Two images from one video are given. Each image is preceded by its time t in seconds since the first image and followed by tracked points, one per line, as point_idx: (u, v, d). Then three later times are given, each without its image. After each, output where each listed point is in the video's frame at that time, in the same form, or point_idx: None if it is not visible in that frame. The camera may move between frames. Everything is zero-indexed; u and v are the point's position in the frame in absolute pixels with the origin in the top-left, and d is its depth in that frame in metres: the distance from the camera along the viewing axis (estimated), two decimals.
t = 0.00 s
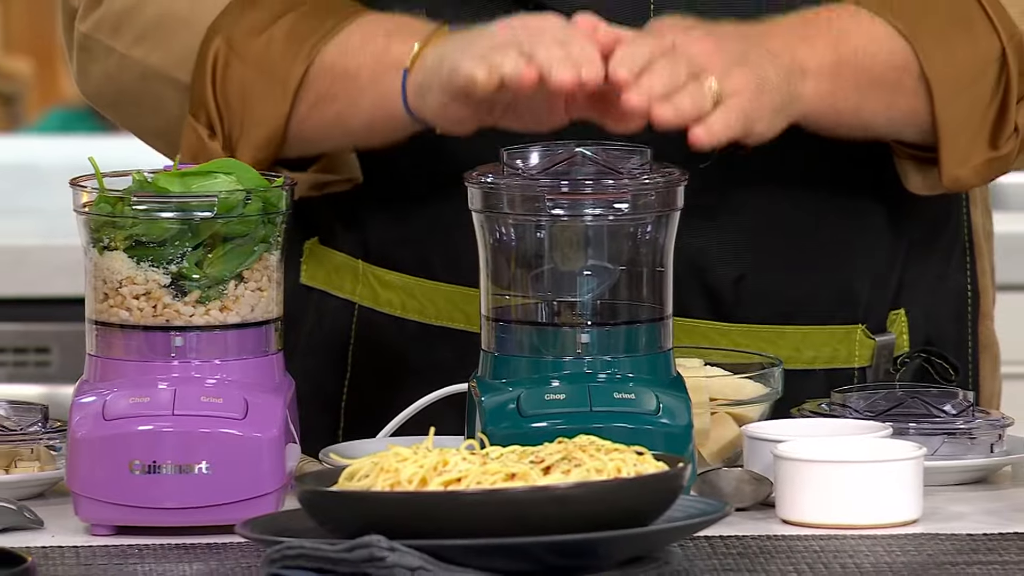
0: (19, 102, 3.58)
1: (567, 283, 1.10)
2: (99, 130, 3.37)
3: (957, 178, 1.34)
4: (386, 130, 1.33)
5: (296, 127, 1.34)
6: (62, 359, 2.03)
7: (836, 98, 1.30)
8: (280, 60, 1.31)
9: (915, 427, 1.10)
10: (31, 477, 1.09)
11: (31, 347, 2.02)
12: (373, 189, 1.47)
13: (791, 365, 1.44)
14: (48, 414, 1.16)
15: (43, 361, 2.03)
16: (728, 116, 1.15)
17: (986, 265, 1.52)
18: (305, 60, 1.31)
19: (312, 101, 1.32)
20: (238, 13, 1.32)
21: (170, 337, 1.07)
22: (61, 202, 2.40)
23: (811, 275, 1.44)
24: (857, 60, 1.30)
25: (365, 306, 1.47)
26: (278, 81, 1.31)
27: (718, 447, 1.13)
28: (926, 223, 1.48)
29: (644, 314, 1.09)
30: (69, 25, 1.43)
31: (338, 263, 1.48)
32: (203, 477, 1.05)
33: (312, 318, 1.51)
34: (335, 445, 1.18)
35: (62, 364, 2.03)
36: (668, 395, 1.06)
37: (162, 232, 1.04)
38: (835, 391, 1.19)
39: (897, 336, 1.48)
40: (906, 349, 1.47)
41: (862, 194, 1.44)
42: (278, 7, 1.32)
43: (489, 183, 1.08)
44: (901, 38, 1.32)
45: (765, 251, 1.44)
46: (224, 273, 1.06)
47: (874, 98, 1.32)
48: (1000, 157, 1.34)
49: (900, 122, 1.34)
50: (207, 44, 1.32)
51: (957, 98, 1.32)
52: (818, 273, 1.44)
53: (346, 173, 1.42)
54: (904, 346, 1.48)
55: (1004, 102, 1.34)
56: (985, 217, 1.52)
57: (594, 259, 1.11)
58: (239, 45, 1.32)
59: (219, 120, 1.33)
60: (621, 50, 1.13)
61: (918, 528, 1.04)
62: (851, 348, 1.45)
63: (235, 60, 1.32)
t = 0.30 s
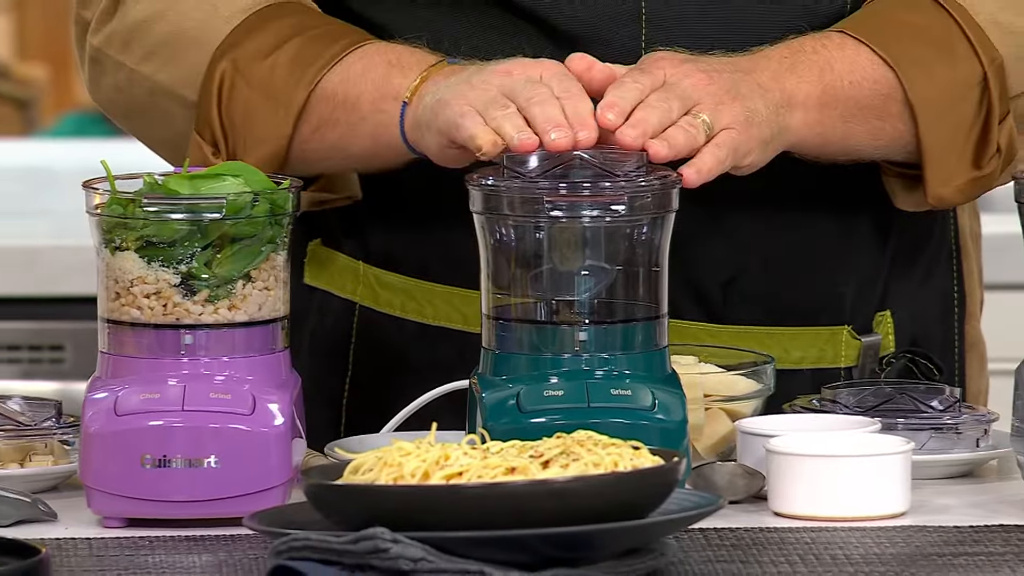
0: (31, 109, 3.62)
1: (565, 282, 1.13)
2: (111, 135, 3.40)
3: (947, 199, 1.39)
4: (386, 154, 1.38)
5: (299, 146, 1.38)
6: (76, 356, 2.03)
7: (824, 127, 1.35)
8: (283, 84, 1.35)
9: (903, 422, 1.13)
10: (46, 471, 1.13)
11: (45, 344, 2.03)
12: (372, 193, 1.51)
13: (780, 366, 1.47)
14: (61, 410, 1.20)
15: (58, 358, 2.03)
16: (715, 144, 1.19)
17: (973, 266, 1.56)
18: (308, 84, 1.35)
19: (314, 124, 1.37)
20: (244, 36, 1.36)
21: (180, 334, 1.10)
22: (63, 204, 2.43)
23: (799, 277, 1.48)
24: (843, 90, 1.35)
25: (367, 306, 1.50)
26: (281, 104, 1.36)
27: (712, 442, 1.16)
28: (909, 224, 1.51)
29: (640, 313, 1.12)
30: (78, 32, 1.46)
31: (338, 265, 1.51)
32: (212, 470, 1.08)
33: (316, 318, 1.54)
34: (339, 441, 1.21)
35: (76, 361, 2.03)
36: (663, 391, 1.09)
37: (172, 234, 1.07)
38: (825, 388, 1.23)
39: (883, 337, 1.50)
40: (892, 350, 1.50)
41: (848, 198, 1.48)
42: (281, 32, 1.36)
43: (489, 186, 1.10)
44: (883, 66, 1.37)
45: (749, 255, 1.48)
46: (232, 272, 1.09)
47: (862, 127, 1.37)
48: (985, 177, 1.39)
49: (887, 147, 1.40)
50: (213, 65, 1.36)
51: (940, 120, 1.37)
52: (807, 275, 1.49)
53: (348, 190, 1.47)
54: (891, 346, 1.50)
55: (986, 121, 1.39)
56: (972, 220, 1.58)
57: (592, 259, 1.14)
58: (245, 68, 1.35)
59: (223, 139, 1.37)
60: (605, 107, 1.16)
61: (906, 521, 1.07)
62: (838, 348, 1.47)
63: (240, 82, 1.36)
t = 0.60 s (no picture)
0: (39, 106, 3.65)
1: (564, 282, 1.17)
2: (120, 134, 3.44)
3: (910, 156, 1.39)
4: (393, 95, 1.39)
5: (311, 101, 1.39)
6: (90, 355, 2.03)
7: (791, 69, 1.34)
8: (296, 32, 1.37)
9: (892, 419, 1.17)
10: (59, 466, 1.17)
11: (59, 342, 2.04)
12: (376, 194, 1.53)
13: (772, 361, 1.52)
14: (75, 406, 1.25)
15: (72, 356, 2.04)
16: (696, 107, 1.22)
17: (961, 264, 1.58)
18: (318, 31, 1.37)
19: (327, 66, 1.38)
20: None
21: (189, 333, 1.13)
22: (67, 203, 2.45)
23: (794, 275, 1.51)
24: (808, 34, 1.34)
25: (371, 304, 1.54)
26: (295, 52, 1.37)
27: (706, 438, 1.20)
28: (899, 226, 1.54)
29: (637, 312, 1.15)
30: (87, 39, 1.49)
31: (346, 263, 1.54)
32: (220, 465, 1.11)
33: (322, 317, 1.57)
34: (345, 436, 1.24)
35: (90, 359, 2.04)
36: (659, 388, 1.12)
37: (181, 235, 1.10)
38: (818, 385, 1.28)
39: (872, 333, 1.54)
40: (882, 346, 1.54)
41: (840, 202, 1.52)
42: None
43: (490, 188, 1.14)
44: (855, 18, 1.36)
45: (744, 256, 1.51)
46: (240, 273, 1.12)
47: (829, 72, 1.36)
48: (949, 138, 1.38)
49: (855, 96, 1.38)
50: (227, 27, 1.39)
51: (907, 76, 1.37)
52: (800, 273, 1.52)
53: (364, 148, 1.47)
54: (879, 342, 1.54)
55: (954, 85, 1.38)
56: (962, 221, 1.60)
57: (589, 259, 1.17)
58: (258, 25, 1.38)
59: (240, 98, 1.38)
60: (600, 75, 1.19)
61: (894, 514, 1.10)
62: (829, 344, 1.52)
63: (254, 38, 1.38)
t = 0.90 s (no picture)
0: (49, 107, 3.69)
1: (563, 282, 1.19)
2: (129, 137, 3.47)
3: (891, 135, 1.42)
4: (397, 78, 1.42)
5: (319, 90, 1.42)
6: (103, 352, 2.06)
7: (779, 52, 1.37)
8: (297, 26, 1.40)
9: (882, 415, 1.24)
10: (72, 461, 1.22)
11: (72, 340, 2.06)
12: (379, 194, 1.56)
13: (764, 356, 1.55)
14: (87, 403, 1.30)
15: (85, 353, 2.06)
16: (703, 109, 1.26)
17: (948, 262, 1.62)
18: (319, 20, 1.40)
19: (331, 54, 1.40)
20: None
21: (198, 332, 1.16)
22: (79, 206, 2.48)
23: (788, 275, 1.55)
24: (796, 12, 1.37)
25: (375, 302, 1.57)
26: (297, 44, 1.40)
27: (700, 432, 1.25)
28: (889, 226, 1.58)
29: (633, 311, 1.18)
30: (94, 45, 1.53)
31: (350, 263, 1.58)
32: (228, 460, 1.14)
33: (327, 316, 1.60)
34: (350, 432, 1.28)
35: (103, 355, 2.06)
36: (655, 385, 1.15)
37: (191, 236, 1.13)
38: (808, 381, 1.33)
39: (863, 328, 1.57)
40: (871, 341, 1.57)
41: (834, 204, 1.55)
42: None
43: (490, 190, 1.17)
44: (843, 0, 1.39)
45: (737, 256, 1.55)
46: (248, 273, 1.15)
47: (816, 51, 1.38)
48: (929, 120, 1.41)
49: (839, 77, 1.41)
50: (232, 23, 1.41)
51: (890, 58, 1.40)
52: (793, 273, 1.55)
53: (377, 135, 1.50)
54: (870, 338, 1.57)
55: (935, 68, 1.41)
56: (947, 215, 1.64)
57: (588, 260, 1.20)
58: (262, 19, 1.41)
59: (250, 90, 1.41)
60: (609, 105, 1.20)
61: (883, 507, 1.14)
62: (820, 340, 1.55)
63: (259, 33, 1.40)
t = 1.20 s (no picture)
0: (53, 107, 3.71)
1: (563, 281, 1.21)
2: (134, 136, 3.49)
3: (889, 142, 1.44)
4: (391, 89, 1.43)
5: (316, 98, 1.44)
6: (109, 350, 2.10)
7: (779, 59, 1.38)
8: (295, 37, 1.41)
9: (876, 412, 1.26)
10: (78, 458, 1.24)
11: (78, 339, 2.10)
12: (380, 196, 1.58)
13: (761, 355, 1.57)
14: (93, 400, 1.32)
15: (91, 352, 2.11)
16: (700, 120, 1.28)
17: (940, 263, 1.65)
18: (318, 32, 1.41)
19: (330, 65, 1.42)
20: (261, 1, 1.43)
21: (203, 331, 1.18)
22: (86, 206, 2.50)
23: (783, 276, 1.57)
24: (795, 21, 1.39)
25: (376, 301, 1.59)
26: (296, 54, 1.42)
27: (698, 430, 1.27)
28: (882, 228, 1.60)
29: (631, 311, 1.20)
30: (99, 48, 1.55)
31: (352, 264, 1.60)
32: (232, 457, 1.16)
33: (331, 315, 1.63)
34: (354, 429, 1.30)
35: (109, 355, 2.11)
36: (653, 383, 1.17)
37: (196, 237, 1.15)
38: (804, 379, 1.36)
39: (857, 327, 1.59)
40: (866, 340, 1.59)
41: (830, 206, 1.57)
42: None
43: (490, 192, 1.19)
44: (840, 8, 1.41)
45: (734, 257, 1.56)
46: (252, 273, 1.17)
47: (813, 60, 1.40)
48: (926, 126, 1.43)
49: (836, 84, 1.43)
50: (233, 31, 1.43)
51: (887, 65, 1.41)
52: (790, 273, 1.57)
53: (375, 142, 1.53)
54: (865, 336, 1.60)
55: (930, 74, 1.43)
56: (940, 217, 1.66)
57: (586, 260, 1.22)
58: (262, 29, 1.42)
59: (251, 99, 1.43)
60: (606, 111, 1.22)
61: (877, 503, 1.15)
62: (815, 339, 1.57)
63: (258, 42, 1.42)
